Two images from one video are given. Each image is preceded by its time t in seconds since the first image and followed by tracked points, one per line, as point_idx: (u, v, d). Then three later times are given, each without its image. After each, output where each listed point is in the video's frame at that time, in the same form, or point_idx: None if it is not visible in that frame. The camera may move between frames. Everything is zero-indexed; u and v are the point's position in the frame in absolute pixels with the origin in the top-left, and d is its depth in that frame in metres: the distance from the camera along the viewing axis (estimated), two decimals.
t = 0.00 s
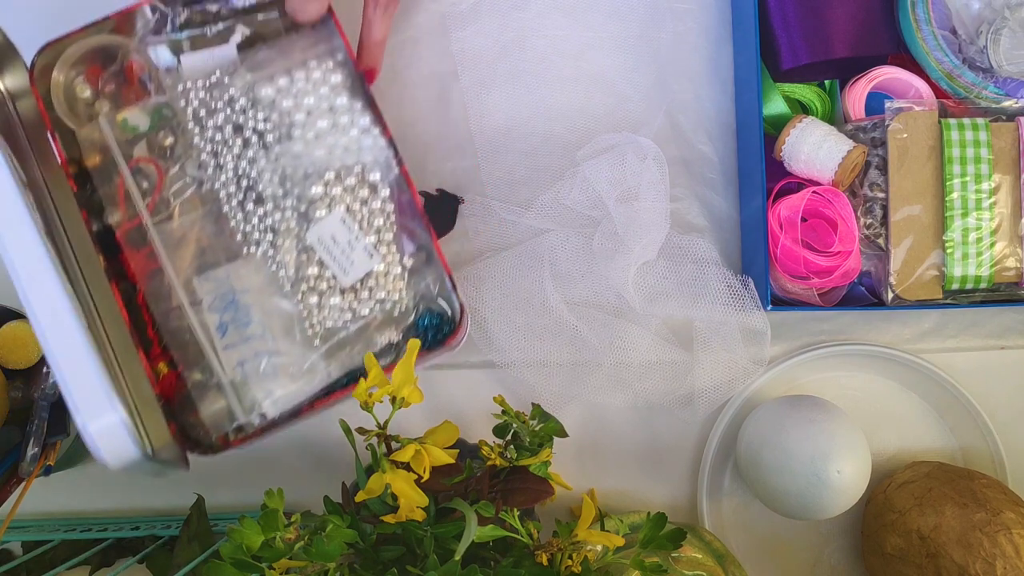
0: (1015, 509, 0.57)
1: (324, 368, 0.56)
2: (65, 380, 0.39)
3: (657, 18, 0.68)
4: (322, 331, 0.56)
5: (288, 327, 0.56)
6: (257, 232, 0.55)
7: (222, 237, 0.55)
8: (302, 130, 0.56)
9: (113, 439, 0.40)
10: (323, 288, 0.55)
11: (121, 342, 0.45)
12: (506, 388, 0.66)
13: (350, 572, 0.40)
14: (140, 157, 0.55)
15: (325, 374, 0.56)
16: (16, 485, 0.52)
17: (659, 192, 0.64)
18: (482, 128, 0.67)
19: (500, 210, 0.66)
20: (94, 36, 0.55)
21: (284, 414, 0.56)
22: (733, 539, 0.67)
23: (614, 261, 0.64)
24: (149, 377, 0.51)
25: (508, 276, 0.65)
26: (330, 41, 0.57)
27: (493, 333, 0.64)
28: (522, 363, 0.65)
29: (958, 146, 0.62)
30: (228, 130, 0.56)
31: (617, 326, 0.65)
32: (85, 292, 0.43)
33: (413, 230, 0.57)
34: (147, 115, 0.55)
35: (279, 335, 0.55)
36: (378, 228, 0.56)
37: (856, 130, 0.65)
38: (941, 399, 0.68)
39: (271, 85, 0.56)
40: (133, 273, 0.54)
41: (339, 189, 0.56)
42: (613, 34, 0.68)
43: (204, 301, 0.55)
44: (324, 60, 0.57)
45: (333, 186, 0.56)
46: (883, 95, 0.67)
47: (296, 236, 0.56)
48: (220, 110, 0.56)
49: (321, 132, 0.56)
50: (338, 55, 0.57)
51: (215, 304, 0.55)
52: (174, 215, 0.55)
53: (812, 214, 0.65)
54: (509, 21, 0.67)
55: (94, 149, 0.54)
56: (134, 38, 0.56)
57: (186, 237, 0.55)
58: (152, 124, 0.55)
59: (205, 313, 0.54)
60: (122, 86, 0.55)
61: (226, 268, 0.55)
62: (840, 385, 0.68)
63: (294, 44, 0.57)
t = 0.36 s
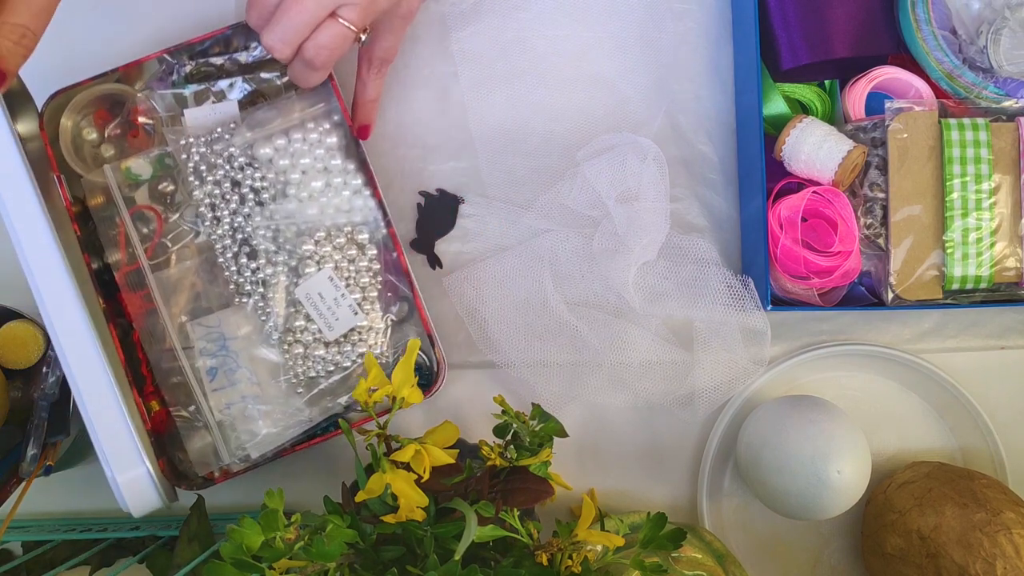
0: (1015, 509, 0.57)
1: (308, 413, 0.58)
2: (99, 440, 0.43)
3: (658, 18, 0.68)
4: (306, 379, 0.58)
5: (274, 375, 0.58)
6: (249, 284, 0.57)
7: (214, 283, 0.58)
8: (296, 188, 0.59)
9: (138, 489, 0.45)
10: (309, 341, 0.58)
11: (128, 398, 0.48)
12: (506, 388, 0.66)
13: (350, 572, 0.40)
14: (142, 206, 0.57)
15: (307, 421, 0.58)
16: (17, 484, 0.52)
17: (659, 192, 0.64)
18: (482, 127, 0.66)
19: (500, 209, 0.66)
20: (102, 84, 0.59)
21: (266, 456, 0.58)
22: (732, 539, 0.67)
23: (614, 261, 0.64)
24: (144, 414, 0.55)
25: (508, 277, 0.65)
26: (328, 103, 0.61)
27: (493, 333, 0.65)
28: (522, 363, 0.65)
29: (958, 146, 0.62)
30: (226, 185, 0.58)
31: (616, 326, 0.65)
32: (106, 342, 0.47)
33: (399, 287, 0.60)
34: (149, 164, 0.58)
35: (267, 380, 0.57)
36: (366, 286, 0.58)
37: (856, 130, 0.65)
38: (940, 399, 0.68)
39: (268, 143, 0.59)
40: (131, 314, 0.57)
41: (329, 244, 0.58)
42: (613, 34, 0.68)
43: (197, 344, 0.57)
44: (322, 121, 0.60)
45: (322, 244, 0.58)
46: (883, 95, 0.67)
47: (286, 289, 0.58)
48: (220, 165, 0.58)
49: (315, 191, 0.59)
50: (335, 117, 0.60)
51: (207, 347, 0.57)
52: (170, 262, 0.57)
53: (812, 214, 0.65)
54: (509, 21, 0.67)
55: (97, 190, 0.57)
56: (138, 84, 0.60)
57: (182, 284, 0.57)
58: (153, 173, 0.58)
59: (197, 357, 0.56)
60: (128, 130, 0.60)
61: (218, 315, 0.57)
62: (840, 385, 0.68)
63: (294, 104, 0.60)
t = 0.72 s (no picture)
0: (1015, 509, 0.57)
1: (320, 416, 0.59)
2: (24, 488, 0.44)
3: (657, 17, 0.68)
4: (317, 383, 0.59)
5: (286, 381, 0.58)
6: (261, 293, 0.58)
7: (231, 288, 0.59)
8: (306, 199, 0.58)
9: (56, 533, 0.46)
10: (319, 348, 0.58)
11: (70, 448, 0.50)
12: (506, 389, 0.66)
13: (350, 572, 0.40)
14: (156, 217, 0.58)
15: (319, 422, 0.59)
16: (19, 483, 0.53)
17: (659, 191, 0.64)
18: (481, 127, 0.67)
19: (500, 209, 0.66)
20: (118, 98, 0.59)
21: (280, 457, 0.59)
22: (732, 540, 0.67)
23: (613, 261, 0.64)
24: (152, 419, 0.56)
25: (508, 277, 0.65)
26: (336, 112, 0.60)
27: (493, 333, 0.65)
28: (522, 364, 0.65)
29: (958, 146, 0.62)
30: (237, 197, 0.58)
31: (616, 326, 0.65)
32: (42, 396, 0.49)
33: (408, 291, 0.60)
34: (164, 176, 0.58)
35: (279, 385, 0.58)
36: (375, 294, 0.58)
37: (856, 130, 0.65)
38: (940, 399, 0.68)
39: (276, 154, 0.58)
40: (149, 321, 0.59)
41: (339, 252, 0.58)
42: (613, 33, 0.67)
43: (212, 351, 0.58)
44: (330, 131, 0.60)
45: (331, 252, 0.58)
46: (883, 95, 0.67)
47: (297, 297, 0.58)
48: (231, 177, 0.58)
49: (324, 201, 0.59)
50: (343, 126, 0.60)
51: (223, 354, 0.58)
52: (186, 270, 0.58)
53: (812, 214, 0.65)
54: (509, 20, 0.67)
55: (113, 201, 0.58)
56: (151, 97, 0.60)
57: (198, 291, 0.58)
58: (169, 185, 0.58)
59: (213, 363, 0.57)
60: (144, 142, 0.61)
61: (233, 322, 0.58)
62: (840, 385, 0.68)
63: (303, 116, 0.60)
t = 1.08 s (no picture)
0: (1015, 509, 0.57)
1: (327, 415, 0.59)
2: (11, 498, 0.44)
3: (657, 17, 0.68)
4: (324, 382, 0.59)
5: (292, 381, 0.58)
6: (267, 293, 0.58)
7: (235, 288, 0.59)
8: (309, 198, 0.59)
9: (48, 541, 0.46)
10: (325, 347, 0.58)
11: (66, 453, 0.49)
12: (506, 389, 0.66)
13: (350, 572, 0.40)
14: (159, 219, 0.58)
15: (326, 421, 0.59)
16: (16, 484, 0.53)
17: (659, 191, 0.64)
18: (481, 127, 0.66)
19: (500, 209, 0.66)
20: (118, 101, 0.59)
21: (288, 456, 0.59)
22: (732, 539, 0.67)
23: (613, 262, 0.64)
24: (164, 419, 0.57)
25: (509, 277, 0.65)
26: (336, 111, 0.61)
27: (494, 333, 0.65)
28: (522, 364, 0.65)
29: (958, 146, 0.62)
30: (241, 198, 0.58)
31: (616, 326, 0.65)
32: (35, 402, 0.48)
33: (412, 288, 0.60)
34: (166, 178, 0.59)
35: (286, 385, 0.58)
36: (379, 292, 0.59)
37: (856, 130, 0.65)
38: (940, 399, 0.68)
39: (278, 154, 0.59)
40: (155, 322, 0.59)
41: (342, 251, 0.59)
42: (613, 33, 0.67)
43: (218, 352, 0.58)
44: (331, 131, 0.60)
45: (336, 251, 0.58)
46: (882, 94, 0.66)
47: (302, 296, 0.58)
48: (234, 179, 0.58)
49: (327, 201, 0.59)
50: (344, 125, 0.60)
51: (228, 355, 0.58)
52: (190, 271, 0.59)
53: (812, 214, 0.65)
54: (509, 21, 0.67)
55: (116, 203, 0.59)
56: (151, 100, 0.60)
57: (201, 292, 0.59)
58: (171, 187, 0.59)
59: (219, 364, 0.58)
60: (145, 145, 0.61)
61: (238, 322, 0.59)
62: (840, 385, 0.68)
63: (304, 116, 0.60)
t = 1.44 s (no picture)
0: (1015, 509, 0.57)
1: (328, 415, 0.59)
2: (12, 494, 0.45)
3: (658, 17, 0.68)
4: (324, 382, 0.59)
5: (293, 381, 0.59)
6: (266, 296, 0.59)
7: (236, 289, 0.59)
8: (309, 199, 0.59)
9: (49, 541, 0.46)
10: (326, 348, 0.59)
11: (66, 453, 0.49)
12: (506, 389, 0.66)
13: (350, 572, 0.40)
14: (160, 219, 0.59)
15: (326, 421, 0.59)
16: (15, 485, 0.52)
17: (659, 191, 0.64)
18: (481, 127, 0.66)
19: (500, 209, 0.66)
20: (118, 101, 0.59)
21: (288, 457, 0.59)
22: (732, 539, 0.67)
23: (613, 262, 0.64)
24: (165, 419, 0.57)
25: (509, 277, 0.65)
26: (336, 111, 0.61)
27: (494, 333, 0.65)
28: (522, 364, 0.65)
29: (958, 146, 0.62)
30: (241, 198, 0.59)
31: (616, 326, 0.65)
32: (36, 402, 0.48)
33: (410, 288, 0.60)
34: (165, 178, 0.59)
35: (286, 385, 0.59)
36: (378, 292, 0.59)
37: (856, 130, 0.65)
38: (940, 399, 0.68)
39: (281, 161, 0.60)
40: (155, 322, 0.58)
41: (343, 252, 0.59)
42: (613, 33, 0.67)
43: (219, 351, 0.58)
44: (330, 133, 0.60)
45: (337, 252, 0.59)
46: (883, 94, 0.66)
47: (303, 297, 0.59)
48: (234, 179, 0.59)
49: (328, 201, 0.59)
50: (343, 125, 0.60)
51: (229, 355, 0.58)
52: (190, 272, 0.59)
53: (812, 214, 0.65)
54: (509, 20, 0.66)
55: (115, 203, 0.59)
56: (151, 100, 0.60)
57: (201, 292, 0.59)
58: (170, 187, 0.59)
59: (220, 363, 0.58)
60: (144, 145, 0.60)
61: (238, 322, 0.59)
62: (840, 385, 0.68)
63: (304, 117, 0.61)
